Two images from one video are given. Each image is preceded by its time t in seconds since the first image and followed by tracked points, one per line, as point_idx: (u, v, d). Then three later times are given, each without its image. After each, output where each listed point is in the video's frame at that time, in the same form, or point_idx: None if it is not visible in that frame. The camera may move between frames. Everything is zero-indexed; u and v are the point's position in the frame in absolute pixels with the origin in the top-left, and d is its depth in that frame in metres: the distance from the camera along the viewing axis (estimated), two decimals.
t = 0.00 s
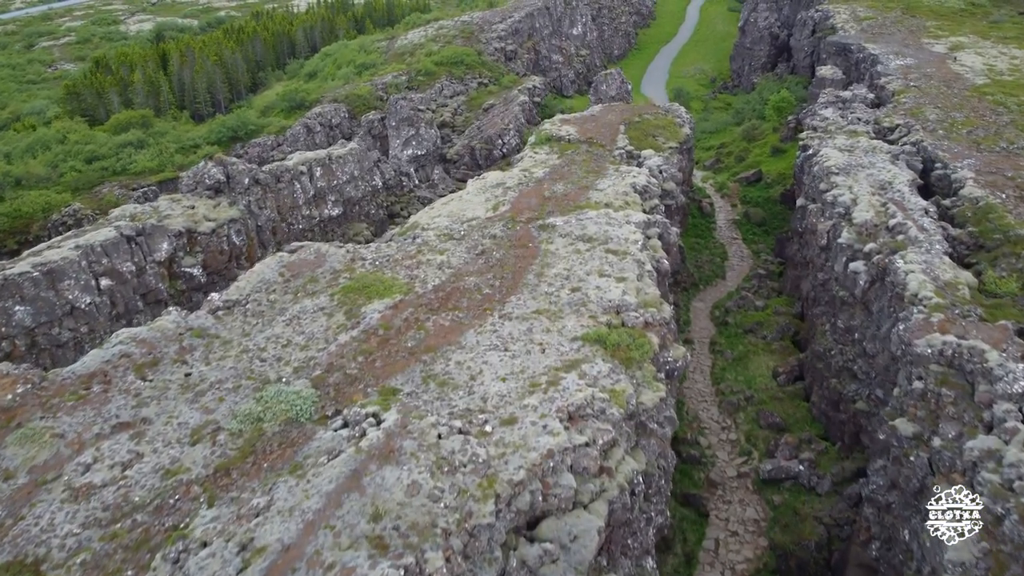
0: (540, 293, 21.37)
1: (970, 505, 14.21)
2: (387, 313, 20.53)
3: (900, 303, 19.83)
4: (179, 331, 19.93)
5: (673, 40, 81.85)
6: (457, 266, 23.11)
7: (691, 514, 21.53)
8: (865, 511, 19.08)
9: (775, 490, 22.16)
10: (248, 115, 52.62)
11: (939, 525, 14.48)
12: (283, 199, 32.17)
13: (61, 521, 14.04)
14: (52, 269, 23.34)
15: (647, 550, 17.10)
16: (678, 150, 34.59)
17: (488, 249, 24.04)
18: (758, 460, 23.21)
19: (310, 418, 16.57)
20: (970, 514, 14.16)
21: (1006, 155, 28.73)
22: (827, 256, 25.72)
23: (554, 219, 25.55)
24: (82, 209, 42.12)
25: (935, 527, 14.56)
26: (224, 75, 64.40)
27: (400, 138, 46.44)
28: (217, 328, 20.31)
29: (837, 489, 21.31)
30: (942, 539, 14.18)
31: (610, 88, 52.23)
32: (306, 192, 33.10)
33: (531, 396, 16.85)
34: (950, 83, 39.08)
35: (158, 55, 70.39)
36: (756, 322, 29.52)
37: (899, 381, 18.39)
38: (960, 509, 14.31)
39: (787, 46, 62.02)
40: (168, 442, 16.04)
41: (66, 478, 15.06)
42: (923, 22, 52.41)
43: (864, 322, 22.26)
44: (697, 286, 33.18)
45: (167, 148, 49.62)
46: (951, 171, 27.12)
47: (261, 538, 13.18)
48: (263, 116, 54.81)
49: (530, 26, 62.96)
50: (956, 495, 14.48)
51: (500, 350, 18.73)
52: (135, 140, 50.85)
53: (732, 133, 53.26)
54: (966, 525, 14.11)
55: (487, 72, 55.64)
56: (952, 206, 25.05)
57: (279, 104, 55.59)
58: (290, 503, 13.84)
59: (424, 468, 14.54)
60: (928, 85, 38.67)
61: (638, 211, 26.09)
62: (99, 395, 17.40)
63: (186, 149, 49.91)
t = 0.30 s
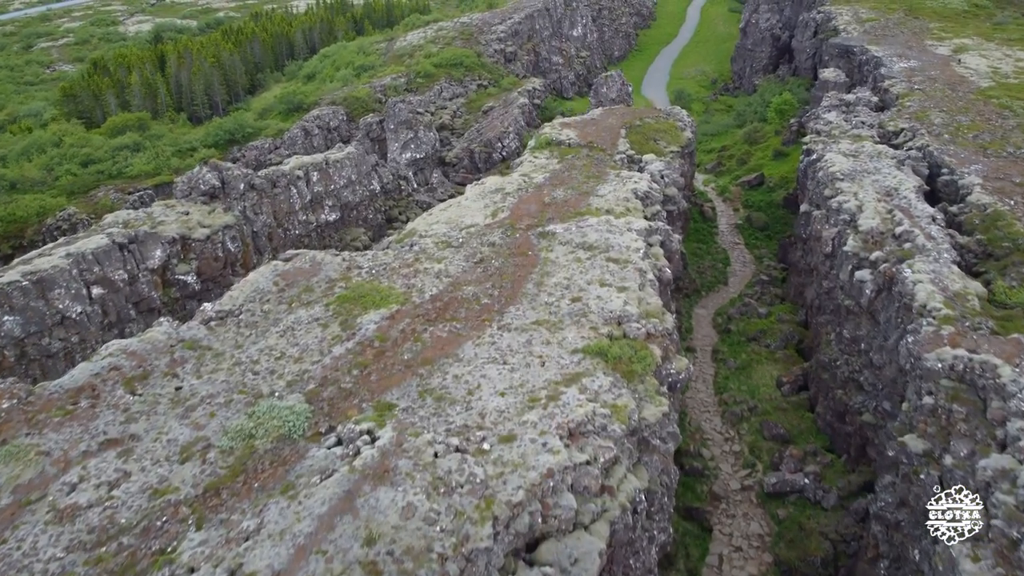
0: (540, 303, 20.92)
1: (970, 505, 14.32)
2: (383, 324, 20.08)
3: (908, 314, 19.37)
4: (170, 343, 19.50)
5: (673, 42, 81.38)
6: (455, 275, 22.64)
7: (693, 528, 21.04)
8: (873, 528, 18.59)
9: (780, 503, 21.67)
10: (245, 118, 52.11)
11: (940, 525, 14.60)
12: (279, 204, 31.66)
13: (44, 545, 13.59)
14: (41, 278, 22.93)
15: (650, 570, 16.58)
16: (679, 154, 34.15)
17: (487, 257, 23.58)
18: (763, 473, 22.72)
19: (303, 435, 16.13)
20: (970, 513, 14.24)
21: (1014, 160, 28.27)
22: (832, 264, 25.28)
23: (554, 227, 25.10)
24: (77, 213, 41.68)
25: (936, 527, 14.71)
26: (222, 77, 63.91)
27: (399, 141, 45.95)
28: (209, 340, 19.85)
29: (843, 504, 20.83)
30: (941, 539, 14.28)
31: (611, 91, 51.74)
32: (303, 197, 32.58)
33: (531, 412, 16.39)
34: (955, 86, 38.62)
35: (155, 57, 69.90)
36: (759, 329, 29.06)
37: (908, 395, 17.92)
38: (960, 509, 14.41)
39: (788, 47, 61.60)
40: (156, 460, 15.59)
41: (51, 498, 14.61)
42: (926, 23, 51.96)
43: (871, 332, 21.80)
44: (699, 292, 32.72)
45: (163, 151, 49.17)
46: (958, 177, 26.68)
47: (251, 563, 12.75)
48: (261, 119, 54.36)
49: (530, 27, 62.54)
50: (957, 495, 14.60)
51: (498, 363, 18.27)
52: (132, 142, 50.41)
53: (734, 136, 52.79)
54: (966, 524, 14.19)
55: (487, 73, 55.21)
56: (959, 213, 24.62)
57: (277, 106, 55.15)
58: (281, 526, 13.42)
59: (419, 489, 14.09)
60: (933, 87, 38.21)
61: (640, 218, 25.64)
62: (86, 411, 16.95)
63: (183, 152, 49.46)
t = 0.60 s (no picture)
0: (539, 313, 20.46)
1: (970, 505, 14.39)
2: (379, 336, 19.61)
3: (917, 326, 18.89)
4: (160, 356, 19.03)
5: (674, 43, 80.92)
6: (453, 284, 22.16)
7: (697, 544, 20.52)
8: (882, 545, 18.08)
9: (785, 518, 21.16)
10: (242, 120, 51.62)
11: (940, 525, 14.73)
12: (275, 209, 31.13)
13: (26, 570, 13.12)
14: (30, 288, 22.52)
15: None
16: (681, 158, 33.68)
17: (486, 266, 23.10)
18: (767, 487, 22.22)
19: (296, 453, 15.67)
20: (970, 513, 14.31)
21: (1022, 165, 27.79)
22: (837, 272, 24.81)
23: (554, 234, 24.63)
24: (71, 218, 41.22)
25: (936, 527, 14.85)
26: (219, 78, 63.38)
27: (397, 144, 45.46)
28: (201, 352, 19.37)
29: (850, 519, 20.33)
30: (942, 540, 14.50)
31: (612, 93, 51.20)
32: (299, 202, 32.04)
33: (530, 429, 15.93)
34: (960, 89, 38.15)
35: (153, 58, 69.40)
36: (763, 338, 28.59)
37: (917, 410, 17.45)
38: (960, 510, 14.47)
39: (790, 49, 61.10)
40: (144, 480, 15.12)
41: (34, 520, 14.13)
42: (930, 25, 51.49)
43: (878, 342, 21.33)
44: (701, 299, 32.26)
45: (160, 154, 48.71)
46: (965, 182, 26.23)
47: None
48: (258, 121, 53.89)
49: (530, 28, 62.07)
50: (956, 495, 14.65)
51: (497, 377, 17.79)
52: (128, 146, 49.94)
53: (736, 138, 52.33)
54: (966, 524, 14.26)
55: (486, 75, 54.76)
56: (968, 221, 24.18)
57: (275, 109, 54.66)
58: (271, 551, 13.02)
59: (415, 512, 13.62)
60: (937, 90, 37.73)
61: (641, 225, 25.17)
62: (73, 427, 16.49)
63: (179, 155, 49.00)
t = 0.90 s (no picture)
0: (539, 325, 19.98)
1: (970, 504, 14.45)
2: (375, 349, 19.12)
3: (927, 340, 18.39)
4: (150, 370, 18.55)
5: (675, 44, 80.44)
6: (450, 294, 21.67)
7: (700, 560, 20.02)
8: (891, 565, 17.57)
9: (790, 534, 20.65)
10: (239, 123, 51.12)
11: (940, 525, 14.86)
12: (271, 215, 30.62)
13: None
14: (19, 298, 22.06)
15: None
16: (683, 163, 33.19)
17: (484, 276, 22.62)
18: (772, 502, 21.71)
19: (287, 473, 15.19)
20: (970, 514, 14.39)
21: None
22: (842, 281, 24.31)
23: (553, 243, 24.15)
24: (66, 223, 40.73)
25: (935, 526, 14.97)
26: (217, 80, 62.86)
27: (396, 148, 44.95)
28: (192, 365, 18.87)
29: (857, 536, 19.82)
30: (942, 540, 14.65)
31: (612, 95, 50.68)
32: (295, 208, 31.53)
33: (529, 449, 15.44)
34: (965, 93, 37.66)
35: (150, 60, 68.92)
36: (766, 347, 28.10)
37: (928, 427, 16.96)
38: (960, 510, 14.55)
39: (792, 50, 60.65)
40: (130, 502, 14.64)
41: (15, 546, 13.65)
42: (933, 27, 51.02)
43: (885, 355, 20.82)
44: (703, 306, 31.77)
45: (156, 158, 48.21)
46: (973, 189, 25.76)
47: None
48: (256, 124, 53.39)
49: (530, 30, 61.53)
50: (957, 495, 14.69)
51: (495, 393, 17.30)
52: (124, 149, 49.47)
53: (737, 141, 51.84)
54: (966, 524, 14.37)
55: (486, 77, 54.32)
56: (976, 229, 23.70)
57: (272, 111, 54.15)
58: None
59: (409, 537, 13.15)
60: (943, 94, 37.23)
61: (643, 233, 24.66)
62: (58, 445, 16.01)
63: (176, 158, 48.51)
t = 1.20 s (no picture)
0: (538, 338, 19.46)
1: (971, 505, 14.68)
2: (370, 364, 18.60)
3: (938, 355, 17.87)
4: (139, 385, 18.03)
5: (676, 45, 79.88)
6: (447, 305, 21.17)
7: None
8: None
9: (796, 552, 20.12)
10: (236, 126, 50.56)
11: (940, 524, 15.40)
12: (266, 222, 30.07)
13: None
14: (5, 310, 21.57)
15: None
16: (685, 168, 32.68)
17: (482, 286, 22.10)
18: (777, 518, 21.18)
19: (278, 495, 14.70)
20: (970, 514, 14.69)
21: None
22: (848, 291, 23.79)
23: (553, 252, 23.64)
24: (59, 228, 40.21)
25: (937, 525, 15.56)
26: (214, 82, 62.30)
27: (393, 151, 44.38)
28: (182, 380, 18.34)
29: (865, 554, 19.30)
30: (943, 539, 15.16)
31: (613, 98, 50.14)
32: (291, 214, 30.96)
33: (528, 470, 14.94)
34: (971, 96, 37.15)
35: (147, 62, 68.38)
36: (770, 356, 27.60)
37: (939, 446, 16.45)
38: (960, 510, 14.89)
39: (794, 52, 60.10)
40: (114, 526, 14.16)
41: None
42: (937, 29, 50.50)
43: (893, 367, 20.30)
44: (706, 314, 31.26)
45: (151, 161, 47.66)
46: (981, 197, 25.27)
47: None
48: (253, 127, 52.84)
49: (530, 31, 60.95)
50: (957, 496, 15.00)
51: (493, 410, 16.79)
52: (119, 152, 48.95)
53: (739, 144, 51.30)
54: (965, 524, 14.76)
55: (485, 80, 53.84)
56: (985, 238, 23.22)
57: (270, 114, 53.59)
58: None
59: (403, 566, 12.68)
60: (948, 97, 36.70)
61: (645, 241, 24.14)
62: (41, 466, 15.52)
63: (172, 162, 47.95)
